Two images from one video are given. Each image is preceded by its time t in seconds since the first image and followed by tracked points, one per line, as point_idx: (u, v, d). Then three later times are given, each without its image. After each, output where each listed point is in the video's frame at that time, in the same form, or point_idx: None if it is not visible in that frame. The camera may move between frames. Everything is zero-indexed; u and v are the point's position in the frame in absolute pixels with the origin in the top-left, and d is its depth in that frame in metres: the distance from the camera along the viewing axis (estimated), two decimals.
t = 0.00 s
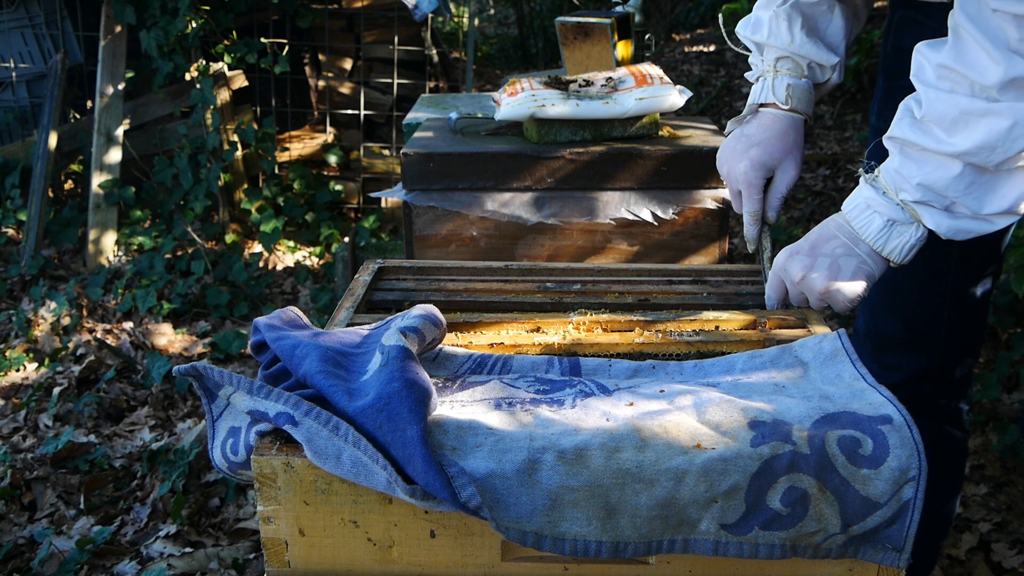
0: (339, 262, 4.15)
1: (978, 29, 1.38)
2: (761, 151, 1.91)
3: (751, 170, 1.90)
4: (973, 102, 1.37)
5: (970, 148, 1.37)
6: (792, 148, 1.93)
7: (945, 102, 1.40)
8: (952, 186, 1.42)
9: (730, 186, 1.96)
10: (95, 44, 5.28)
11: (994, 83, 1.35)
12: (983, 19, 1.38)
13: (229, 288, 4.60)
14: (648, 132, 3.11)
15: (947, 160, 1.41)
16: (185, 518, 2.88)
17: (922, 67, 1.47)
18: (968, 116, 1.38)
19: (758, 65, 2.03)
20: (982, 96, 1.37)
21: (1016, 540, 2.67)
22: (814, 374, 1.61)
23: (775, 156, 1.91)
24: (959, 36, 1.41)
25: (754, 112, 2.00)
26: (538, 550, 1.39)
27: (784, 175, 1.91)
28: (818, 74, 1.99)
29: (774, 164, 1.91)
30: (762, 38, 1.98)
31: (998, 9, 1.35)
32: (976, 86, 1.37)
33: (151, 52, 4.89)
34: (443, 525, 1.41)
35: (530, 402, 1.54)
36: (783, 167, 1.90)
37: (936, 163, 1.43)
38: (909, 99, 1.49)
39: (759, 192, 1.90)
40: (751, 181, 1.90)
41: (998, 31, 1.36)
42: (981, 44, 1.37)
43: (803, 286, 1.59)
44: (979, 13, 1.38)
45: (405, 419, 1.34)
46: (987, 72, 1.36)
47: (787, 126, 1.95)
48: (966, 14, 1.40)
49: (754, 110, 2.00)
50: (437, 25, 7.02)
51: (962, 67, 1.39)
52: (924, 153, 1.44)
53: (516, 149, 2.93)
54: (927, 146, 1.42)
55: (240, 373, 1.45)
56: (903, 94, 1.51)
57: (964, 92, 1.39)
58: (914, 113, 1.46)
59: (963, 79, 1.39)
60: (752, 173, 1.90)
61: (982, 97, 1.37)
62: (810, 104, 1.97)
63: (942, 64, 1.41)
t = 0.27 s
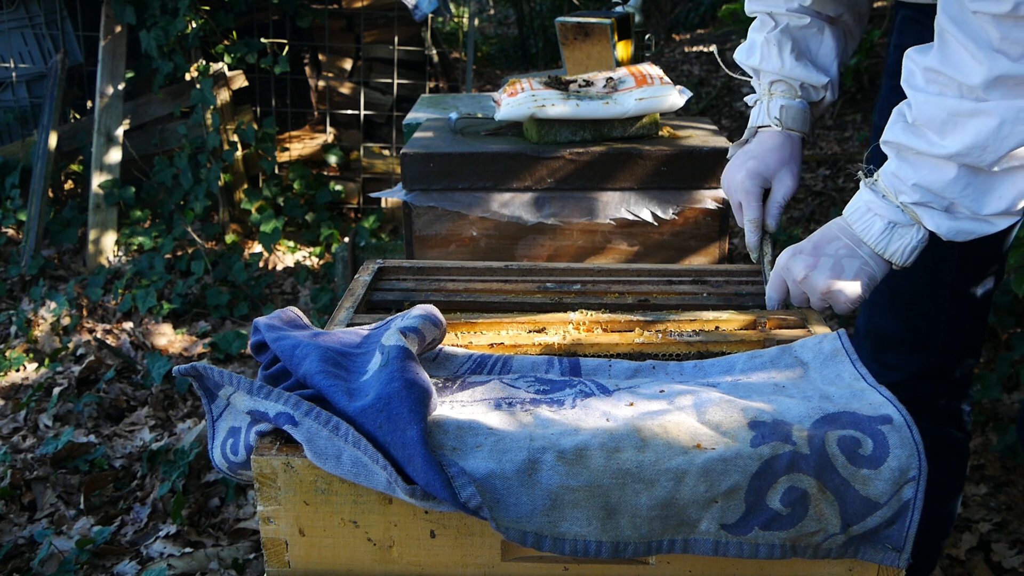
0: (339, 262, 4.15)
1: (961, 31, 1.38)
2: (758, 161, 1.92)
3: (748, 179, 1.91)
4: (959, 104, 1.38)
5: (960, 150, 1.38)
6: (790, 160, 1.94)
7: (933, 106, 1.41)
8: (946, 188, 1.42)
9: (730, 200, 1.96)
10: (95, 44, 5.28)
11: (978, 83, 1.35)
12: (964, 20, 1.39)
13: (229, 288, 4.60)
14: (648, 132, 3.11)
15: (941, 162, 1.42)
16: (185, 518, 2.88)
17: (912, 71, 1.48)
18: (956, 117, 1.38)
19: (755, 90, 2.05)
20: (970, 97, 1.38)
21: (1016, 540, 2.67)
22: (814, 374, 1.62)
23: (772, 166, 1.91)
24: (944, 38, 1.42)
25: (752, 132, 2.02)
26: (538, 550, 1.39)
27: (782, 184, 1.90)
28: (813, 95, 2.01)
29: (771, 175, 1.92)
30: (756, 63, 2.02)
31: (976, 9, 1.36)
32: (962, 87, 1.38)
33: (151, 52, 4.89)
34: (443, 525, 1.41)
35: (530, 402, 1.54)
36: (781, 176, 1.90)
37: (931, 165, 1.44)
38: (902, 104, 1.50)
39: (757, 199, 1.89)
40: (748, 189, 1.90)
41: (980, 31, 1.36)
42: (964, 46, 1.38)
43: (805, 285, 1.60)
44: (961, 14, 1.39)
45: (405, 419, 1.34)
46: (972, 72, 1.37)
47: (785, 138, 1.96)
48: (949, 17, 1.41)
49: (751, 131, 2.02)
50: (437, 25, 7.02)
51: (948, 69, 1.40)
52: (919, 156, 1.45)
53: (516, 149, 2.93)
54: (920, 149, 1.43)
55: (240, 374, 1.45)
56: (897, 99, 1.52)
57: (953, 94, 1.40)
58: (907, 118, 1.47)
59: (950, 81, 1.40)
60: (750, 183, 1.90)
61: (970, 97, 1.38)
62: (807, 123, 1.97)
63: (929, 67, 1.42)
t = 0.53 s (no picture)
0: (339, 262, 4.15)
1: (949, 29, 1.39)
2: (756, 152, 1.89)
3: (745, 172, 1.90)
4: (950, 101, 1.38)
5: (954, 147, 1.38)
6: (788, 147, 1.92)
7: (925, 104, 1.41)
8: (942, 186, 1.42)
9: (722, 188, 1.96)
10: (95, 44, 5.28)
11: (968, 79, 1.36)
12: (950, 19, 1.40)
13: (229, 288, 4.60)
14: (648, 132, 3.11)
15: (936, 160, 1.42)
16: (185, 518, 2.88)
17: (902, 72, 1.49)
18: (948, 114, 1.39)
19: (752, 62, 2.00)
20: (960, 94, 1.38)
21: (1016, 540, 2.67)
22: (814, 374, 1.62)
23: (771, 157, 1.89)
24: (933, 38, 1.43)
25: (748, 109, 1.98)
26: (538, 550, 1.39)
27: (778, 176, 1.90)
28: (815, 74, 1.97)
29: (768, 165, 1.90)
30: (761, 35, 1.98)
31: (961, 7, 1.37)
32: (953, 85, 1.39)
33: (151, 52, 4.89)
34: (443, 525, 1.41)
35: (530, 402, 1.54)
36: (779, 167, 1.89)
37: (926, 164, 1.44)
38: (894, 105, 1.51)
39: (752, 193, 1.91)
40: (744, 182, 1.90)
41: (966, 29, 1.38)
42: (953, 43, 1.39)
43: (805, 284, 1.60)
44: (946, 13, 1.41)
45: (405, 419, 1.34)
46: (961, 70, 1.38)
47: (784, 124, 1.93)
48: (935, 17, 1.42)
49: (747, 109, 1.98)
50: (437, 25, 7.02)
51: (938, 68, 1.41)
52: (914, 155, 1.45)
53: (516, 149, 2.93)
54: (914, 149, 1.43)
55: (240, 373, 1.45)
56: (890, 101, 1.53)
57: (944, 93, 1.41)
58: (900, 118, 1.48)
59: (940, 80, 1.41)
60: (745, 175, 1.89)
61: (961, 94, 1.38)
62: (807, 102, 1.95)
63: (919, 67, 1.43)
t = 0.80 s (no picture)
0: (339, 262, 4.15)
1: (940, 32, 1.39)
2: (749, 159, 1.91)
3: (740, 178, 1.91)
4: (944, 103, 1.38)
5: (950, 149, 1.38)
6: (783, 154, 1.94)
7: (919, 108, 1.42)
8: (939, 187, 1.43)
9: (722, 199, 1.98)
10: (96, 44, 5.28)
11: (960, 81, 1.36)
12: (942, 21, 1.40)
13: (229, 288, 4.60)
14: (648, 132, 3.11)
15: (933, 162, 1.42)
16: (185, 518, 2.88)
17: (896, 75, 1.49)
18: (943, 116, 1.39)
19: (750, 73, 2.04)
20: (954, 96, 1.38)
21: (1016, 540, 2.67)
22: (814, 374, 1.62)
23: (765, 162, 1.90)
24: (925, 41, 1.43)
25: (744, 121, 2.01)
26: (538, 550, 1.39)
27: (775, 182, 1.91)
28: (808, 81, 1.99)
29: (764, 172, 1.92)
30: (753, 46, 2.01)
31: (952, 9, 1.37)
32: (946, 87, 1.39)
33: (151, 51, 4.89)
34: (443, 525, 1.41)
35: (530, 402, 1.54)
36: (774, 172, 1.90)
37: (924, 166, 1.44)
38: (890, 107, 1.51)
39: (750, 200, 1.91)
40: (740, 190, 1.91)
41: (958, 31, 1.38)
42: (945, 46, 1.39)
43: (805, 284, 1.60)
44: (937, 16, 1.41)
45: (405, 419, 1.34)
46: (954, 72, 1.38)
47: (778, 131, 1.95)
48: (926, 19, 1.42)
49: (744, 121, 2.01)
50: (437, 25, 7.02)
51: (931, 71, 1.41)
52: (911, 158, 1.45)
53: (515, 149, 2.93)
54: (910, 152, 1.44)
55: (240, 374, 1.45)
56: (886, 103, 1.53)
57: (937, 95, 1.41)
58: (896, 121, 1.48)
59: (933, 82, 1.41)
60: (740, 183, 1.91)
61: (954, 96, 1.39)
62: (801, 109, 1.96)
63: (912, 70, 1.43)
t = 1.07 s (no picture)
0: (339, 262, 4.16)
1: (938, 37, 1.40)
2: (741, 170, 1.99)
3: (736, 189, 2.00)
4: (941, 107, 1.39)
5: (949, 152, 1.38)
6: (773, 156, 1.97)
7: (917, 112, 1.42)
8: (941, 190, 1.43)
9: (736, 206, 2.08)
10: (95, 44, 5.28)
11: (957, 85, 1.37)
12: (939, 26, 1.41)
13: (229, 288, 4.60)
14: (648, 132, 3.11)
15: (933, 166, 1.43)
16: (185, 518, 2.88)
17: (895, 80, 1.49)
18: (941, 120, 1.39)
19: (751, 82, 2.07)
20: (952, 100, 1.39)
21: (1016, 540, 2.67)
22: (814, 374, 1.62)
23: (754, 171, 1.97)
24: (923, 45, 1.44)
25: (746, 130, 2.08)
26: (538, 550, 1.39)
27: (769, 187, 1.95)
28: (799, 84, 1.98)
29: (759, 177, 1.98)
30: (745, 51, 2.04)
31: (948, 14, 1.38)
32: (944, 91, 1.39)
33: (151, 52, 4.89)
34: (443, 525, 1.41)
35: (530, 402, 1.54)
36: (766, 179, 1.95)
37: (924, 169, 1.45)
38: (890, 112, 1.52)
39: (749, 207, 2.00)
40: (739, 199, 2.00)
41: (955, 35, 1.38)
42: (942, 50, 1.40)
43: (809, 284, 1.61)
44: (934, 20, 1.41)
45: (405, 419, 1.34)
46: (952, 76, 1.38)
47: (767, 135, 1.98)
48: (923, 25, 1.43)
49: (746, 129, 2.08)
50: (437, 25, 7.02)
51: (929, 75, 1.41)
52: (911, 161, 1.46)
53: (515, 149, 2.93)
54: (910, 156, 1.44)
55: (240, 373, 1.45)
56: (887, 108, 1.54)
57: (936, 99, 1.41)
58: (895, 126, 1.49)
59: (931, 87, 1.41)
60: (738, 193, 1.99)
61: (952, 100, 1.39)
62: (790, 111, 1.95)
63: (910, 75, 1.44)
